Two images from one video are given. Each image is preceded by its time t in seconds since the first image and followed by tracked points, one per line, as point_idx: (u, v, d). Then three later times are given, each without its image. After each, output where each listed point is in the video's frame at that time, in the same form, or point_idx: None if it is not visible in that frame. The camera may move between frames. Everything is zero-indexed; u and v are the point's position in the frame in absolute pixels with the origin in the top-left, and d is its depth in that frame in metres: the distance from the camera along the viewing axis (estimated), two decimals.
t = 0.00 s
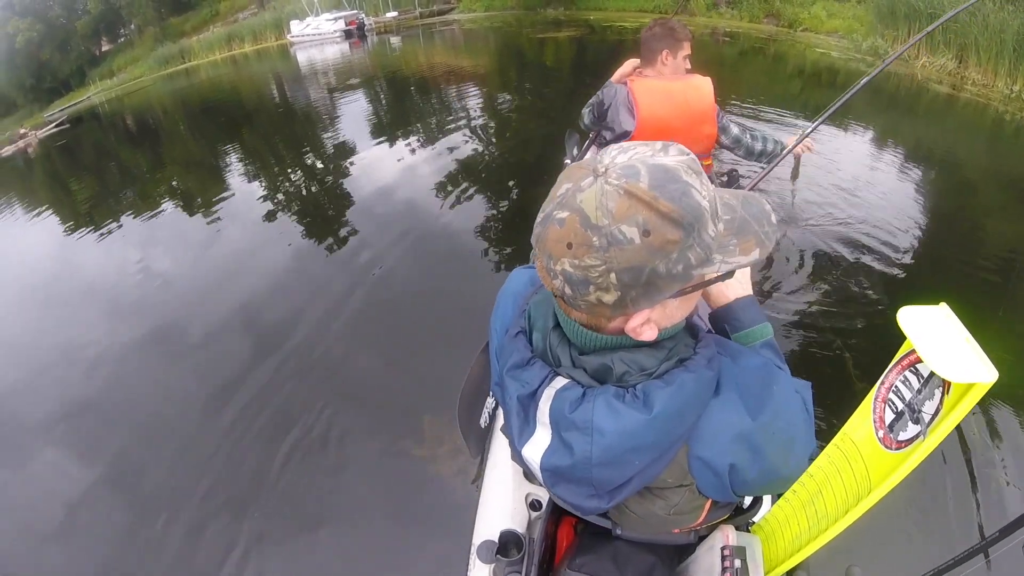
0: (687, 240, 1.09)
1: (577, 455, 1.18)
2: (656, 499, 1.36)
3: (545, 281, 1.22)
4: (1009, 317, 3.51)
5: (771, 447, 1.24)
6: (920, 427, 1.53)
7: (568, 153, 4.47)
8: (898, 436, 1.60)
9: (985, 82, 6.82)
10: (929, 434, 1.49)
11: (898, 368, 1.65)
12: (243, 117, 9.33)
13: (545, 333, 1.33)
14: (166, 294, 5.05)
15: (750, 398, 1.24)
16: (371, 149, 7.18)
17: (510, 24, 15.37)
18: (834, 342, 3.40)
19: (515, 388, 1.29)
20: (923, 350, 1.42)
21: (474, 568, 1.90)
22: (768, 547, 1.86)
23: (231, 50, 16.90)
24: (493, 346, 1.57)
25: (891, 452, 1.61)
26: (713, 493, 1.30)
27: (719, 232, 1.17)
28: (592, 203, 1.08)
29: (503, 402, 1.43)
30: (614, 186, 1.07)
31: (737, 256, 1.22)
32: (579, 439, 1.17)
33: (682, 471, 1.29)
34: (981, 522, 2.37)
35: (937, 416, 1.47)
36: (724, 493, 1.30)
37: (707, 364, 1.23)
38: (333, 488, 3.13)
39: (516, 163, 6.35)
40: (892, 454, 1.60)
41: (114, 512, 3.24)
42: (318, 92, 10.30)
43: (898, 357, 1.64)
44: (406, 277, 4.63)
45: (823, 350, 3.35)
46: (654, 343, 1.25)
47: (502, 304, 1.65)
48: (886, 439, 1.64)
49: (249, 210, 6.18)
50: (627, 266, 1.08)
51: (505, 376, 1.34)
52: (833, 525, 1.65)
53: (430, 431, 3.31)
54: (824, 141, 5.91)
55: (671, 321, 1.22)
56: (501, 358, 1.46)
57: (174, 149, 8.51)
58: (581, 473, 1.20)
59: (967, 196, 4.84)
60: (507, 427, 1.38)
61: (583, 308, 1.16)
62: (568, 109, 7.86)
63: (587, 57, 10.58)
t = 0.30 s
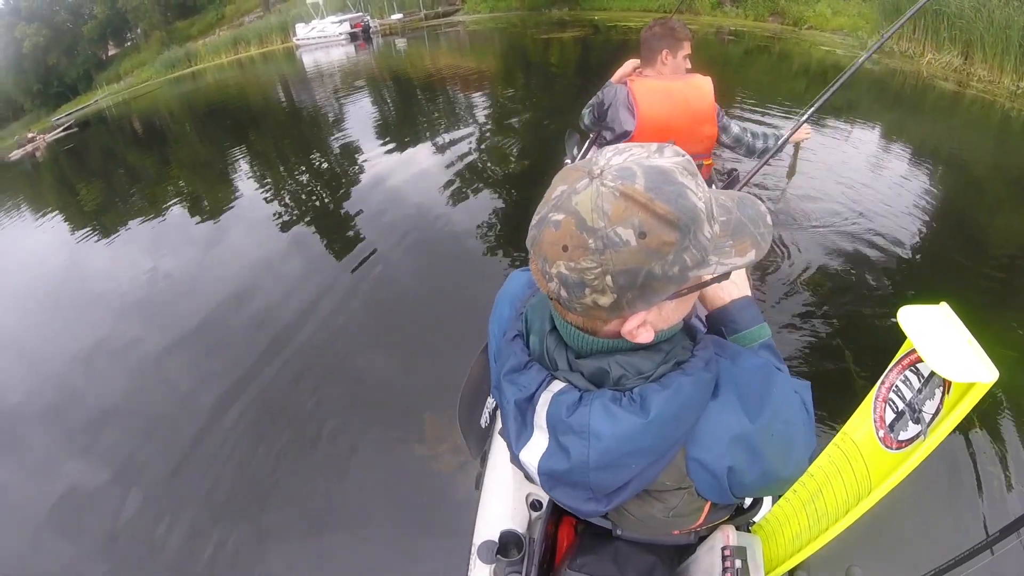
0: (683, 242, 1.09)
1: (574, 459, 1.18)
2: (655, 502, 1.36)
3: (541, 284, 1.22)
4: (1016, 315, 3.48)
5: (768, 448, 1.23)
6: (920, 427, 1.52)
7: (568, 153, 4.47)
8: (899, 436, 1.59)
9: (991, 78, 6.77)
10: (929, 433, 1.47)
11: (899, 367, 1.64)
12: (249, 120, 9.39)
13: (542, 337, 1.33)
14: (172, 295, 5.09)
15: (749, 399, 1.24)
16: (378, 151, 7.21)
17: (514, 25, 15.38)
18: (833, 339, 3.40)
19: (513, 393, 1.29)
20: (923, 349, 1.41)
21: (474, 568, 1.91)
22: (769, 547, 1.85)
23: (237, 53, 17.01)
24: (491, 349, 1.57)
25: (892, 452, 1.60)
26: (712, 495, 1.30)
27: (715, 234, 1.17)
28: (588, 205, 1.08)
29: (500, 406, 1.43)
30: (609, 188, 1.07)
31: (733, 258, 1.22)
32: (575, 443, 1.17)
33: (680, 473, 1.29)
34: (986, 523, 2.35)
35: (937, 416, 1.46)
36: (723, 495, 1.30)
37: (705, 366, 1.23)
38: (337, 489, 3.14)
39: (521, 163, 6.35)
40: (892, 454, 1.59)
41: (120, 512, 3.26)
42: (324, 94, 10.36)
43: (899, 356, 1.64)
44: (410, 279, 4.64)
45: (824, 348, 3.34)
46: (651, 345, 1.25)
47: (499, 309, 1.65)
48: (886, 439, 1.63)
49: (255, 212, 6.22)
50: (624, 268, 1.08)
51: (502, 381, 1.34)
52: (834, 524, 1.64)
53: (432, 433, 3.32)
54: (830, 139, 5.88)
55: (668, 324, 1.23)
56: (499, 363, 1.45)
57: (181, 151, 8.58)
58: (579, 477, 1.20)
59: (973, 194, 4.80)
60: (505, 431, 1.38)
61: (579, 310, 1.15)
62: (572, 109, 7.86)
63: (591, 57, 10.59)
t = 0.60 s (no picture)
0: (675, 241, 1.09)
1: (571, 455, 1.18)
2: (653, 499, 1.36)
3: (535, 279, 1.22)
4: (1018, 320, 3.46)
5: (766, 444, 1.23)
6: (920, 426, 1.52)
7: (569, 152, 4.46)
8: (899, 436, 1.59)
9: (996, 82, 6.75)
10: (929, 433, 1.47)
11: (899, 367, 1.64)
12: (253, 115, 9.40)
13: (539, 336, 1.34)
14: (174, 291, 5.10)
15: (745, 394, 1.24)
16: (381, 148, 7.21)
17: (519, 23, 15.36)
18: (831, 339, 3.42)
19: (510, 391, 1.29)
20: (922, 348, 1.41)
21: (474, 568, 1.91)
22: (769, 546, 1.85)
23: (242, 49, 16.99)
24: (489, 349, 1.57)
25: (892, 451, 1.60)
26: (711, 490, 1.30)
27: (710, 236, 1.17)
28: (581, 201, 1.08)
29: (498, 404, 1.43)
30: (603, 184, 1.08)
31: (728, 260, 1.22)
32: (572, 438, 1.17)
33: (677, 470, 1.28)
34: (985, 526, 2.36)
35: (937, 416, 1.46)
36: (722, 490, 1.30)
37: (701, 362, 1.23)
38: (336, 486, 3.15)
39: (523, 162, 6.35)
40: (892, 454, 1.59)
41: (120, 506, 3.28)
42: (328, 90, 10.36)
43: (899, 356, 1.64)
44: (411, 276, 4.65)
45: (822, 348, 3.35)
46: (646, 342, 1.25)
47: (496, 309, 1.66)
48: (886, 439, 1.63)
49: (258, 208, 6.23)
50: (614, 264, 1.08)
51: (499, 380, 1.34)
52: (834, 524, 1.63)
53: (432, 430, 3.32)
54: (833, 142, 5.87)
55: (663, 321, 1.23)
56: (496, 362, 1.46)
57: (185, 147, 8.60)
58: (577, 473, 1.20)
59: (976, 198, 4.79)
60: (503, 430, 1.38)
61: (570, 305, 1.16)
62: (575, 108, 7.86)
63: (595, 56, 10.58)
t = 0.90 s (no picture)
0: (691, 239, 1.10)
1: (576, 454, 1.18)
2: (656, 498, 1.37)
3: (548, 273, 1.22)
4: (1014, 331, 3.49)
5: (768, 445, 1.24)
6: (920, 427, 1.53)
7: (568, 152, 4.46)
8: (898, 436, 1.59)
9: (996, 96, 6.78)
10: (929, 434, 1.48)
11: (899, 368, 1.64)
12: (253, 103, 9.35)
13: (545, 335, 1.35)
14: (169, 277, 5.06)
15: (749, 396, 1.25)
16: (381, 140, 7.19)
17: (523, 20, 15.31)
18: (823, 343, 3.45)
19: (515, 389, 1.30)
20: (923, 348, 1.41)
21: (474, 568, 1.92)
22: (769, 544, 1.88)
23: (243, 37, 16.89)
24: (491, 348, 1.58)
25: (892, 452, 1.61)
26: (713, 491, 1.31)
27: (723, 237, 1.18)
28: (602, 194, 1.09)
29: (501, 403, 1.43)
30: (624, 179, 1.08)
31: (739, 261, 1.23)
32: (578, 437, 1.17)
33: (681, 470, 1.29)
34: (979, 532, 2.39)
35: (937, 417, 1.47)
36: (724, 491, 1.31)
37: (706, 363, 1.24)
38: (330, 478, 3.13)
39: (524, 159, 6.34)
40: (892, 454, 1.60)
41: (111, 493, 3.25)
42: (329, 81, 10.30)
43: (898, 356, 1.64)
44: (409, 269, 4.63)
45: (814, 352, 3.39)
46: (653, 342, 1.26)
47: (499, 307, 1.66)
48: (886, 440, 1.64)
49: (256, 196, 6.19)
50: (631, 259, 1.08)
51: (504, 378, 1.34)
52: (834, 524, 1.65)
53: (427, 425, 3.32)
54: (832, 149, 5.89)
55: (671, 321, 1.24)
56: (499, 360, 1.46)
57: (183, 133, 8.54)
58: (582, 472, 1.21)
59: (974, 210, 4.82)
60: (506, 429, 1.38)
61: (583, 300, 1.16)
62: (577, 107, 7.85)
63: (598, 56, 10.56)
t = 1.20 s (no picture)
0: (694, 236, 1.10)
1: (576, 449, 1.18)
2: (656, 495, 1.37)
3: (550, 270, 1.22)
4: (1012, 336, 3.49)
5: (767, 443, 1.24)
6: (920, 427, 1.53)
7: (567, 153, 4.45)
8: (898, 436, 1.60)
9: (998, 102, 6.78)
10: (929, 434, 1.49)
11: (899, 368, 1.65)
12: (255, 97, 9.35)
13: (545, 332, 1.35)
14: (169, 270, 5.06)
15: (748, 394, 1.25)
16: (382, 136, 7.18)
17: (527, 18, 15.30)
18: (817, 342, 3.47)
19: (515, 385, 1.30)
20: (922, 348, 1.42)
21: (474, 568, 1.92)
22: (768, 545, 1.87)
23: (246, 31, 16.89)
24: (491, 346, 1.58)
25: (892, 452, 1.61)
26: (712, 488, 1.31)
27: (724, 235, 1.18)
28: (606, 191, 1.09)
29: (502, 401, 1.43)
30: (628, 176, 1.09)
31: (740, 259, 1.23)
32: (577, 432, 1.18)
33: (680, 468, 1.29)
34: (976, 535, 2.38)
35: (937, 416, 1.47)
36: (724, 489, 1.31)
37: (706, 360, 1.25)
38: (327, 472, 3.14)
39: (525, 157, 6.34)
40: (892, 454, 1.61)
41: (108, 484, 3.26)
42: (332, 76, 10.30)
43: (899, 357, 1.65)
44: (409, 265, 4.63)
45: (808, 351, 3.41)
46: (653, 339, 1.27)
47: (499, 306, 1.67)
48: (886, 439, 1.64)
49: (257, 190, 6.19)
50: (635, 255, 1.08)
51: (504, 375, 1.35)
52: (834, 523, 1.64)
53: (425, 421, 3.32)
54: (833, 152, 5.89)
55: (671, 318, 1.24)
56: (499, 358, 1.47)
57: (184, 126, 8.54)
58: (581, 468, 1.21)
59: (974, 216, 4.82)
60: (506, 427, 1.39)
61: (586, 296, 1.15)
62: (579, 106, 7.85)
63: (601, 56, 10.56)
